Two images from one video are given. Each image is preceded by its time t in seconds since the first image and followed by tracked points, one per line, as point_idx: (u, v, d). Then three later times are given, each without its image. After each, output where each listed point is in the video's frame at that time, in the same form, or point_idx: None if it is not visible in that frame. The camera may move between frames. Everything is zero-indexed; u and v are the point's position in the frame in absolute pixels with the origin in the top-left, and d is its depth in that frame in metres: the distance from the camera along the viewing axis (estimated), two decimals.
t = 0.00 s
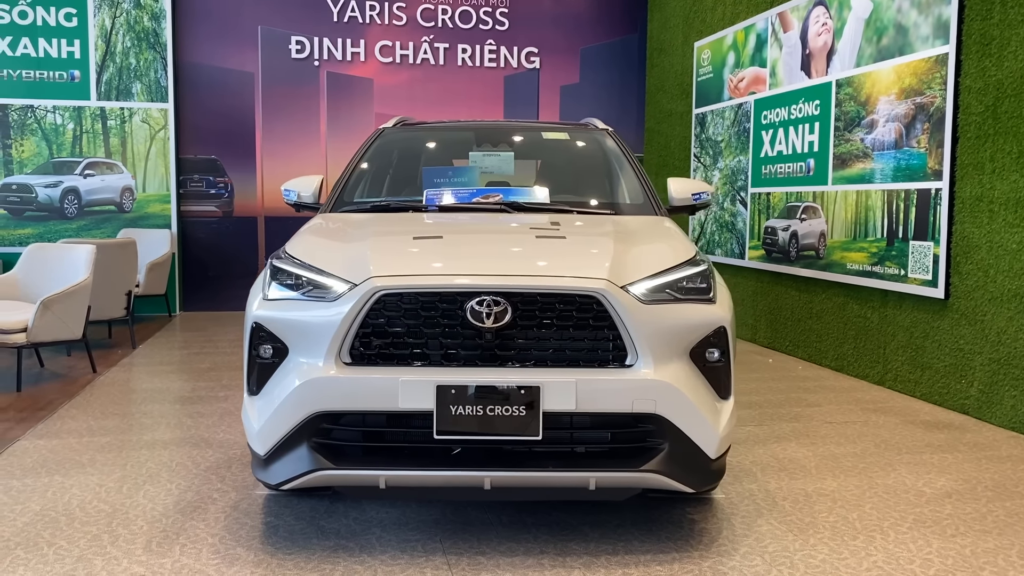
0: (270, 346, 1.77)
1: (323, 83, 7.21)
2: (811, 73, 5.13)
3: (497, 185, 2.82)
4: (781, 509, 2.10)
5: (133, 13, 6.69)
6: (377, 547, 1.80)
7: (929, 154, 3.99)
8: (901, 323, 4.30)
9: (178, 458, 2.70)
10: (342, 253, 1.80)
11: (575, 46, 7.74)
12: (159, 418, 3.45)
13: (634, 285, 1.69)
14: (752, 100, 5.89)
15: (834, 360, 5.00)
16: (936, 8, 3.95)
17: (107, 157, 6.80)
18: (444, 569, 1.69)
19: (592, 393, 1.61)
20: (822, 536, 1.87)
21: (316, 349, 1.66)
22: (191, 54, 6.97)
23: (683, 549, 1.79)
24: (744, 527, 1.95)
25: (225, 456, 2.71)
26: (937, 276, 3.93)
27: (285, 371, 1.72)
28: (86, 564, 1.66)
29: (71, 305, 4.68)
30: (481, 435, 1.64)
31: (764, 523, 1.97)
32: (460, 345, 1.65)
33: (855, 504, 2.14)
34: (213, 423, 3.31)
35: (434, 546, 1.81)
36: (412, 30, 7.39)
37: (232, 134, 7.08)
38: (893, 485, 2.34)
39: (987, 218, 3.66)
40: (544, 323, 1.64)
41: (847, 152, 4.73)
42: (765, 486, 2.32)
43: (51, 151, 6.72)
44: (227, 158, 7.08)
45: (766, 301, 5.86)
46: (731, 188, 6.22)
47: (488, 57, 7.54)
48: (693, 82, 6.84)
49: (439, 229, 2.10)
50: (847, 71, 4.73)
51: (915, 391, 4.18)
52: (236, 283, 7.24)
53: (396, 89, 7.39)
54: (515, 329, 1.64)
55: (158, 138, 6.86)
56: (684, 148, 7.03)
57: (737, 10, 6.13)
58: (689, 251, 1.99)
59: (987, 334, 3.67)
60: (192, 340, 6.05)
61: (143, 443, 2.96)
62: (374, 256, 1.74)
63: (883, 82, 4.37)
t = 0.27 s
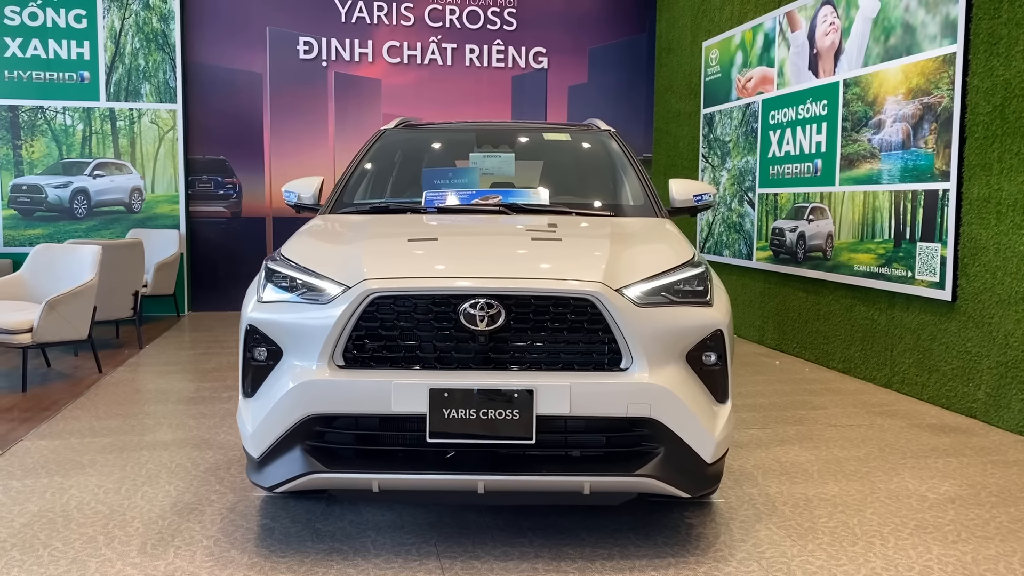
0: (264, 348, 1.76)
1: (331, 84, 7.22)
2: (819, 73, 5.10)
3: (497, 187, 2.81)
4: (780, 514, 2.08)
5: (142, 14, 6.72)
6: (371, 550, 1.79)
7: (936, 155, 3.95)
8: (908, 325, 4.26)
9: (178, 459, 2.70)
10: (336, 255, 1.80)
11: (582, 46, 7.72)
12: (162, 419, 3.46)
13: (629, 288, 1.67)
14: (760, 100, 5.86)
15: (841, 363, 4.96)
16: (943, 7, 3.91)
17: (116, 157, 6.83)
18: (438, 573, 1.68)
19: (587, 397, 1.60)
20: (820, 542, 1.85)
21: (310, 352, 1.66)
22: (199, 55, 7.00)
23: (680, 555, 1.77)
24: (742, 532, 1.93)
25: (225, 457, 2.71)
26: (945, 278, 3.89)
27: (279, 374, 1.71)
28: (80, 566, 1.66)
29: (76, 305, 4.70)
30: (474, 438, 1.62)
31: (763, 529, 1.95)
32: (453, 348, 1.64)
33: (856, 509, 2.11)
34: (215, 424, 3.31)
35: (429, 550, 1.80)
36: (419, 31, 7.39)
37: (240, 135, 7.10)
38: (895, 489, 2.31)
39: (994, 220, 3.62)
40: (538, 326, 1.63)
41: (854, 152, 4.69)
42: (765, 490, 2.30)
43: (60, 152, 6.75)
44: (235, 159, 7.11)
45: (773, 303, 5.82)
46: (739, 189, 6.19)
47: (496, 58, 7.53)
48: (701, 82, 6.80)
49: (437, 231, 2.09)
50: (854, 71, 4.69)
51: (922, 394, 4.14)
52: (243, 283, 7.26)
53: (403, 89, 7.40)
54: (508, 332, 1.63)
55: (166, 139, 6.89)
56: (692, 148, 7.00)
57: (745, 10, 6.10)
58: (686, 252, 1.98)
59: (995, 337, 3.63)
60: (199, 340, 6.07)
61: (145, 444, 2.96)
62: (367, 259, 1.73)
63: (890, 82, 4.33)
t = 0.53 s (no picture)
0: (260, 351, 1.76)
1: (340, 85, 7.24)
2: (827, 73, 5.06)
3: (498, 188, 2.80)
4: (780, 519, 2.06)
5: (152, 16, 6.76)
6: (367, 553, 1.79)
7: (944, 155, 3.91)
8: (916, 327, 4.22)
9: (180, 460, 2.71)
10: (333, 258, 1.79)
11: (591, 46, 7.70)
12: (167, 420, 3.48)
13: (625, 291, 1.66)
14: (768, 100, 5.82)
15: (849, 365, 4.92)
16: (951, 6, 3.87)
17: (126, 158, 6.88)
18: None
19: (581, 400, 1.59)
20: (820, 548, 1.84)
21: (305, 355, 1.66)
22: (209, 56, 7.03)
23: (677, 560, 1.76)
24: (741, 537, 1.91)
25: (227, 459, 2.72)
26: (953, 280, 3.85)
27: (275, 376, 1.71)
28: (77, 567, 1.67)
29: (83, 306, 4.73)
30: (469, 442, 1.62)
31: (762, 534, 1.93)
32: (448, 351, 1.63)
33: (858, 514, 2.10)
34: (218, 425, 3.32)
35: (425, 553, 1.79)
36: (428, 32, 7.39)
37: (249, 136, 7.12)
38: (898, 494, 2.29)
39: (1003, 221, 3.58)
40: (533, 330, 1.62)
41: (862, 153, 4.65)
42: (766, 495, 2.29)
43: (71, 153, 6.81)
44: (245, 160, 7.14)
45: (781, 305, 5.79)
46: (747, 189, 6.15)
47: (505, 58, 7.53)
48: (710, 82, 6.77)
49: (437, 234, 2.09)
50: (862, 71, 4.66)
51: (929, 397, 4.10)
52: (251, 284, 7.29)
53: (412, 90, 7.40)
54: (503, 336, 1.62)
55: (177, 140, 6.93)
56: (701, 148, 6.97)
57: (754, 10, 6.07)
58: (685, 254, 1.96)
59: (1002, 340, 3.59)
60: (207, 341, 6.09)
61: (148, 445, 2.98)
62: (363, 262, 1.73)
63: (899, 82, 4.29)
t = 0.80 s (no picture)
0: (264, 352, 1.77)
1: (352, 86, 7.27)
2: (839, 73, 5.03)
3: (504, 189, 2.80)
4: (785, 522, 2.05)
5: (166, 17, 6.81)
6: (370, 554, 1.80)
7: (956, 156, 3.87)
8: (928, 329, 4.19)
9: (188, 459, 2.73)
10: (336, 259, 1.80)
11: (603, 46, 7.69)
12: (176, 419, 3.50)
13: (627, 293, 1.66)
14: (780, 100, 5.79)
15: (860, 367, 4.89)
16: (963, 5, 3.84)
17: (140, 159, 6.94)
18: None
19: (583, 402, 1.59)
20: (824, 551, 1.83)
21: (308, 356, 1.66)
22: (222, 58, 7.08)
23: (680, 563, 1.76)
24: (745, 540, 1.91)
25: (234, 458, 2.74)
26: (964, 281, 3.81)
27: (278, 377, 1.71)
28: (82, 566, 1.69)
29: (95, 305, 4.78)
30: (470, 443, 1.62)
31: (766, 536, 1.92)
32: (450, 353, 1.64)
33: (864, 518, 2.08)
34: (226, 425, 3.34)
35: (427, 554, 1.80)
36: (440, 32, 7.40)
37: (262, 137, 7.16)
38: (906, 498, 2.27)
39: (1015, 223, 3.54)
40: (535, 332, 1.62)
41: (874, 153, 4.62)
42: (772, 497, 2.27)
43: (86, 154, 6.87)
44: (258, 161, 7.18)
45: (793, 306, 5.75)
46: (759, 190, 6.12)
47: (516, 59, 7.53)
48: (722, 82, 6.74)
49: (442, 235, 2.09)
50: (874, 71, 4.62)
51: (941, 399, 4.06)
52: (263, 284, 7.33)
53: (424, 91, 7.42)
54: (505, 337, 1.62)
55: (190, 141, 6.99)
56: (713, 149, 6.94)
57: (766, 9, 6.04)
58: (689, 255, 1.96)
59: (1015, 342, 3.55)
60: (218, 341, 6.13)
61: (157, 444, 3.00)
62: (366, 263, 1.74)
63: (910, 82, 4.26)
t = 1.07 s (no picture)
0: (267, 352, 1.78)
1: (363, 87, 7.30)
2: (849, 73, 5.00)
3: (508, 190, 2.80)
4: (788, 524, 2.04)
5: (179, 19, 6.87)
6: (372, 554, 1.80)
7: (966, 156, 3.84)
8: (938, 331, 4.15)
9: (195, 458, 2.75)
10: (338, 261, 1.81)
11: (613, 47, 7.67)
12: (184, 419, 3.53)
13: (627, 294, 1.66)
14: (790, 100, 5.76)
15: (870, 369, 4.85)
16: (974, 5, 3.81)
17: (153, 160, 7.00)
18: None
19: (583, 403, 1.59)
20: (826, 554, 1.82)
21: (309, 356, 1.67)
22: (234, 59, 7.12)
23: (680, 565, 1.76)
24: (747, 542, 1.90)
25: (240, 458, 2.75)
26: (974, 283, 3.78)
27: (280, 377, 1.72)
28: (86, 564, 1.70)
29: (106, 305, 4.82)
30: (470, 444, 1.62)
31: (768, 539, 1.92)
32: (450, 354, 1.64)
33: (868, 520, 2.07)
34: (234, 424, 3.36)
35: (428, 554, 1.80)
36: (450, 33, 7.41)
37: (273, 137, 7.20)
38: (911, 501, 2.26)
39: None
40: (535, 332, 1.62)
41: (884, 154, 4.59)
42: (776, 500, 2.27)
43: (100, 155, 6.94)
44: (270, 161, 7.22)
45: (803, 307, 5.72)
46: (770, 190, 6.09)
47: (527, 59, 7.53)
48: (733, 82, 6.71)
49: (445, 236, 2.10)
50: (884, 71, 4.59)
51: (951, 401, 4.03)
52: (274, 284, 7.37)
53: (435, 91, 7.44)
54: (505, 338, 1.63)
55: (202, 141, 7.04)
56: (724, 149, 6.91)
57: (777, 9, 6.01)
58: (691, 256, 1.95)
59: None
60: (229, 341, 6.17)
61: (165, 443, 3.02)
62: (368, 264, 1.75)
63: (921, 81, 4.23)
